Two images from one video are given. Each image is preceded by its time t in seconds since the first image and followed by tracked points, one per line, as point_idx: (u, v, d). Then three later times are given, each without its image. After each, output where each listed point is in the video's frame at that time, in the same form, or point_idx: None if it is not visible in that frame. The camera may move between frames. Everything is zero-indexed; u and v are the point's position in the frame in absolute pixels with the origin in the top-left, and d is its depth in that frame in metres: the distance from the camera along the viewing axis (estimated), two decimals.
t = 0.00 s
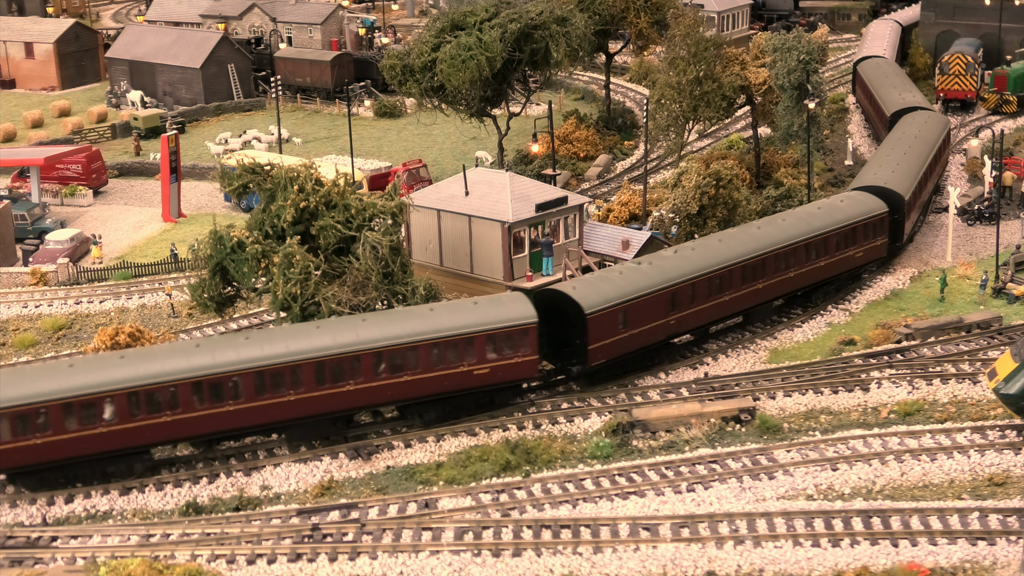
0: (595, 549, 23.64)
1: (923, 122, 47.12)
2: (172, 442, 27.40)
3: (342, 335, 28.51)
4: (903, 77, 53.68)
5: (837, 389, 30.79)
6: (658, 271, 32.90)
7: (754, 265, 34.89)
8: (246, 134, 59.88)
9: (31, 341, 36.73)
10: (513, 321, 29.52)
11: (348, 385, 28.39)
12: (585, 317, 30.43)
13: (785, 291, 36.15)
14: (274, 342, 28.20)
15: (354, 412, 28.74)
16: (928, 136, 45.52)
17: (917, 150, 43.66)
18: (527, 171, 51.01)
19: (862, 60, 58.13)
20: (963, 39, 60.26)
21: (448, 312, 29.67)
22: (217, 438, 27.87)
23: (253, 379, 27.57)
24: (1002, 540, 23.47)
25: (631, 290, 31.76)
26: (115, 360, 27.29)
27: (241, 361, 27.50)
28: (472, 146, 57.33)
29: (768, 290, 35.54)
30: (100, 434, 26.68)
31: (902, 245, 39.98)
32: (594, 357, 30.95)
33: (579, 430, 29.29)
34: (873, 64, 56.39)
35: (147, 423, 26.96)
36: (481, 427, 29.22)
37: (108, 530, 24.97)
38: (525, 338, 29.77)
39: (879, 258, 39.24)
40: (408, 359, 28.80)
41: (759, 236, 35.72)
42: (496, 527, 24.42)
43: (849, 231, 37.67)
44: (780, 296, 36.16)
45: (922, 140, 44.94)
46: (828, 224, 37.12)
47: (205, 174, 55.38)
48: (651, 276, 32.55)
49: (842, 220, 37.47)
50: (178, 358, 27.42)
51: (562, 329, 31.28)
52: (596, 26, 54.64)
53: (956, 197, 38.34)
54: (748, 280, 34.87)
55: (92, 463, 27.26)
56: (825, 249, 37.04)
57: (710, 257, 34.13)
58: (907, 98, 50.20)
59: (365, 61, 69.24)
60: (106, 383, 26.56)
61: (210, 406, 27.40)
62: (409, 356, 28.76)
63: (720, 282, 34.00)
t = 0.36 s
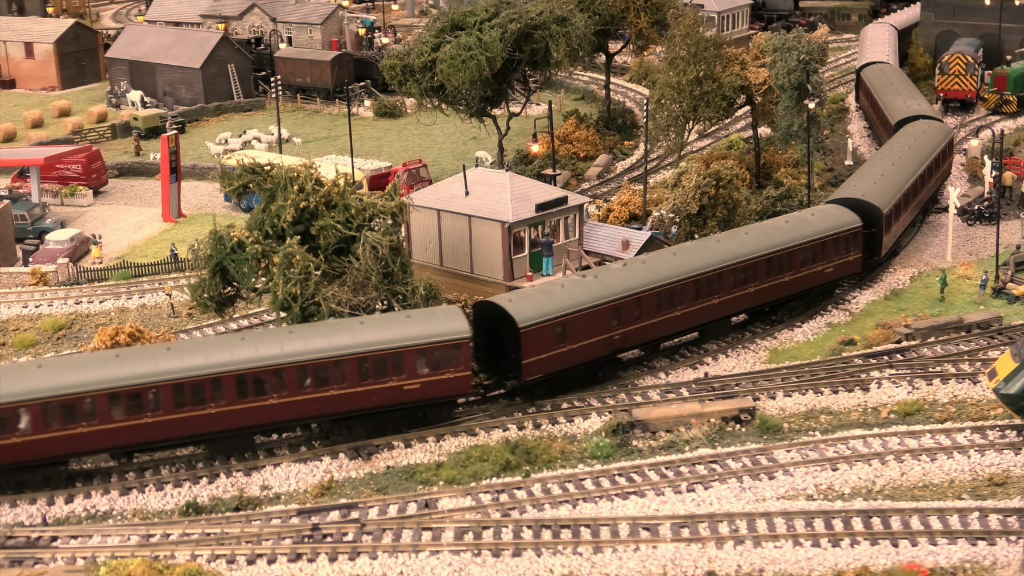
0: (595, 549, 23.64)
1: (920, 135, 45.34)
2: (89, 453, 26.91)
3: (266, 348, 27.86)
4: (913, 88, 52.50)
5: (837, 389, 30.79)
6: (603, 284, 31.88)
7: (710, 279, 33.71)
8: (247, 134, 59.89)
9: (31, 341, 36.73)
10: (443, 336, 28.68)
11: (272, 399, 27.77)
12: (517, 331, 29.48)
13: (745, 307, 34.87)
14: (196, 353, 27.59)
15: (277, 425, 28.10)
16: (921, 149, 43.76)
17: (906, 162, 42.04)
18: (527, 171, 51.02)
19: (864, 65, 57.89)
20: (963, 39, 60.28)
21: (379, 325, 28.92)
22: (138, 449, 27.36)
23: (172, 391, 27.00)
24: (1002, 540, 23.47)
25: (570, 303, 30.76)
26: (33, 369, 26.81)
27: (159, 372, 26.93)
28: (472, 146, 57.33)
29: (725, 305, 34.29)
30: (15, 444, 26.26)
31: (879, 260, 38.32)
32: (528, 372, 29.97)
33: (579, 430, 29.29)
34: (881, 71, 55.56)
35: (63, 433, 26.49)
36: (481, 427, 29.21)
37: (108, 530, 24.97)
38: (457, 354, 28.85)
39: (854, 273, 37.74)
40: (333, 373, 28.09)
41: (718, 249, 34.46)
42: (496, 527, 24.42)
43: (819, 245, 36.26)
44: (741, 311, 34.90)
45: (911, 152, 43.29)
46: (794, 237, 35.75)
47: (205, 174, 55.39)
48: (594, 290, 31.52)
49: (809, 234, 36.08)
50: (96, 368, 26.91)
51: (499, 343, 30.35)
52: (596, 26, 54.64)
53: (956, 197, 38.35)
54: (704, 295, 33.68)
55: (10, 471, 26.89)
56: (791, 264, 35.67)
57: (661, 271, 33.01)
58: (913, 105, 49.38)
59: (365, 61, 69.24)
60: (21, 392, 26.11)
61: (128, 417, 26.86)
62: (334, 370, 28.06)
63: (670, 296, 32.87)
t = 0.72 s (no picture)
0: (595, 549, 23.64)
1: (911, 148, 44.06)
2: (11, 461, 26.68)
3: (189, 359, 27.38)
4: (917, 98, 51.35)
5: (837, 389, 30.79)
6: (548, 296, 30.99)
7: (661, 294, 32.70)
8: (246, 134, 59.89)
9: (31, 341, 36.73)
10: (372, 349, 27.99)
11: (195, 411, 27.29)
12: (450, 343, 28.72)
13: (701, 322, 33.78)
14: (119, 362, 27.18)
15: (201, 438, 27.63)
16: (908, 163, 42.48)
17: (891, 175, 40.94)
18: (527, 171, 51.01)
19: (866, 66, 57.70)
20: (963, 39, 60.27)
21: (308, 337, 28.30)
22: (60, 459, 27.07)
23: (91, 401, 26.64)
24: (1002, 540, 23.47)
25: (509, 315, 29.93)
26: None
27: (78, 382, 26.57)
28: (472, 146, 57.33)
29: (679, 320, 33.21)
30: None
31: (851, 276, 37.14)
32: (463, 387, 29.18)
33: (579, 431, 29.29)
34: (887, 77, 54.61)
35: None
36: (481, 427, 29.21)
37: (108, 530, 24.97)
38: (389, 369, 28.10)
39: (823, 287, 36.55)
40: (257, 386, 27.53)
41: (674, 263, 33.45)
42: (496, 527, 24.42)
43: (783, 259, 35.14)
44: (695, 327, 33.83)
45: (897, 165, 42.10)
46: (753, 252, 34.67)
47: (205, 174, 55.39)
48: (536, 302, 30.63)
49: (771, 248, 34.96)
50: (16, 376, 26.63)
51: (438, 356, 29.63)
52: (596, 26, 54.64)
53: (956, 197, 38.36)
54: (656, 309, 32.68)
55: None
56: (749, 279, 34.57)
57: (610, 284, 32.07)
58: (916, 115, 48.36)
59: (366, 61, 69.26)
60: None
61: (47, 426, 26.56)
62: (259, 382, 27.53)
63: (619, 310, 31.90)
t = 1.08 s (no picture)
0: (595, 549, 23.64)
1: (900, 159, 42.63)
2: None
3: (109, 369, 26.92)
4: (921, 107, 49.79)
5: (837, 389, 30.79)
6: (485, 309, 30.07)
7: (605, 308, 31.68)
8: (246, 134, 59.89)
9: (31, 341, 36.73)
10: (293, 364, 27.44)
11: (110, 423, 26.79)
12: (375, 356, 27.93)
13: (648, 339, 32.67)
14: (35, 372, 26.78)
15: (116, 450, 27.13)
16: (892, 175, 41.07)
17: (872, 187, 39.67)
18: (527, 171, 51.00)
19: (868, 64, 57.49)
20: (963, 39, 60.26)
21: (230, 350, 27.75)
22: None
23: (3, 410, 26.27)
24: (1002, 540, 23.47)
25: (439, 328, 29.05)
26: None
27: None
28: (472, 146, 57.33)
29: (624, 336, 32.14)
30: None
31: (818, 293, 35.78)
32: (389, 401, 28.38)
33: (579, 431, 29.29)
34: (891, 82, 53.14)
35: None
36: (481, 427, 29.21)
37: (108, 530, 24.97)
38: (311, 383, 27.55)
39: (785, 303, 35.28)
40: (175, 399, 27.00)
41: (621, 278, 32.39)
42: (496, 527, 24.42)
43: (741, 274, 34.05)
44: (643, 343, 32.74)
45: (881, 177, 40.76)
46: (705, 266, 33.58)
47: (205, 174, 55.39)
48: (471, 315, 29.72)
49: (724, 263, 33.85)
50: None
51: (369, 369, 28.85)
52: (596, 26, 54.63)
53: (956, 197, 38.34)
54: (600, 325, 31.67)
55: None
56: (701, 294, 33.43)
57: (550, 298, 31.02)
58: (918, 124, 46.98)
59: (366, 61, 69.27)
60: None
61: None
62: (179, 396, 27.02)
63: (559, 325, 30.91)
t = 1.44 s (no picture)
0: (595, 549, 23.64)
1: (882, 173, 41.29)
2: None
3: (21, 378, 26.62)
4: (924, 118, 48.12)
5: (837, 389, 30.80)
6: (414, 322, 29.22)
7: (543, 324, 30.53)
8: (247, 134, 59.89)
9: (31, 341, 36.74)
10: (206, 377, 26.93)
11: (20, 432, 26.49)
12: (294, 371, 27.25)
13: (591, 355, 31.52)
14: None
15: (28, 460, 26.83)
16: (869, 189, 39.75)
17: (847, 202, 38.45)
18: (528, 171, 51.00)
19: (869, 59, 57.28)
20: (963, 39, 60.27)
21: (145, 361, 27.29)
22: None
23: None
24: (1002, 540, 23.47)
25: (363, 342, 28.26)
26: None
27: None
28: (472, 146, 57.33)
29: (566, 352, 31.02)
30: None
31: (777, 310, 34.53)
32: (309, 417, 27.69)
33: (579, 431, 29.29)
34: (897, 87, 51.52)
35: None
36: (481, 427, 29.22)
37: (108, 530, 24.97)
38: (225, 398, 27.04)
39: (740, 318, 33.93)
40: (86, 410, 26.60)
41: (564, 292, 31.22)
42: (496, 527, 24.42)
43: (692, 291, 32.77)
44: (586, 359, 31.55)
45: (859, 191, 39.53)
46: (653, 280, 32.31)
47: (205, 174, 55.40)
48: (397, 329, 28.88)
49: (672, 277, 32.57)
50: None
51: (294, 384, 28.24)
52: (596, 26, 54.62)
53: (956, 197, 38.34)
54: (538, 340, 30.53)
55: None
56: (647, 309, 32.15)
57: (487, 312, 30.03)
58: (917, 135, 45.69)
59: (365, 61, 69.28)
60: None
61: None
62: (90, 407, 26.60)
63: (492, 340, 29.84)
